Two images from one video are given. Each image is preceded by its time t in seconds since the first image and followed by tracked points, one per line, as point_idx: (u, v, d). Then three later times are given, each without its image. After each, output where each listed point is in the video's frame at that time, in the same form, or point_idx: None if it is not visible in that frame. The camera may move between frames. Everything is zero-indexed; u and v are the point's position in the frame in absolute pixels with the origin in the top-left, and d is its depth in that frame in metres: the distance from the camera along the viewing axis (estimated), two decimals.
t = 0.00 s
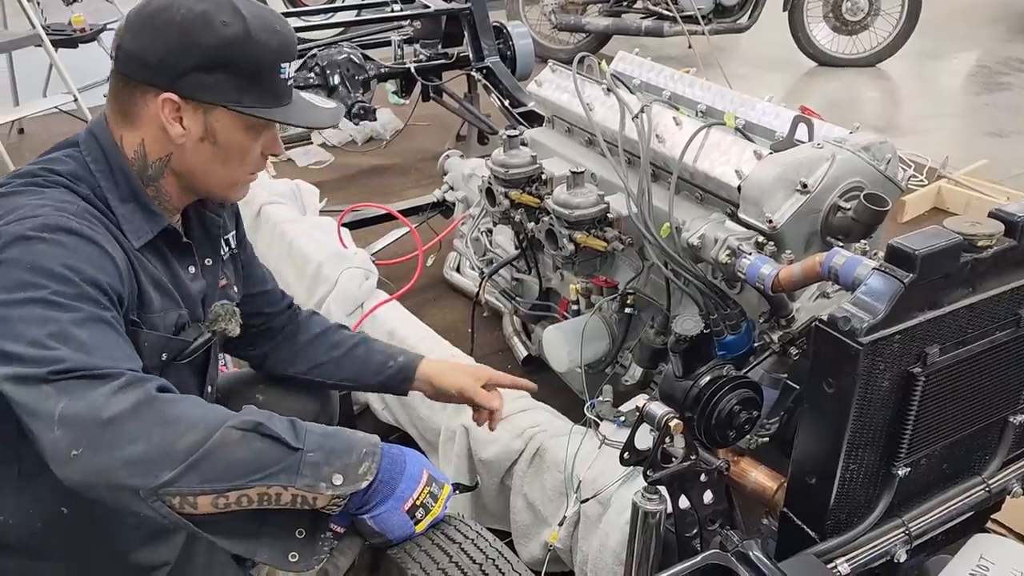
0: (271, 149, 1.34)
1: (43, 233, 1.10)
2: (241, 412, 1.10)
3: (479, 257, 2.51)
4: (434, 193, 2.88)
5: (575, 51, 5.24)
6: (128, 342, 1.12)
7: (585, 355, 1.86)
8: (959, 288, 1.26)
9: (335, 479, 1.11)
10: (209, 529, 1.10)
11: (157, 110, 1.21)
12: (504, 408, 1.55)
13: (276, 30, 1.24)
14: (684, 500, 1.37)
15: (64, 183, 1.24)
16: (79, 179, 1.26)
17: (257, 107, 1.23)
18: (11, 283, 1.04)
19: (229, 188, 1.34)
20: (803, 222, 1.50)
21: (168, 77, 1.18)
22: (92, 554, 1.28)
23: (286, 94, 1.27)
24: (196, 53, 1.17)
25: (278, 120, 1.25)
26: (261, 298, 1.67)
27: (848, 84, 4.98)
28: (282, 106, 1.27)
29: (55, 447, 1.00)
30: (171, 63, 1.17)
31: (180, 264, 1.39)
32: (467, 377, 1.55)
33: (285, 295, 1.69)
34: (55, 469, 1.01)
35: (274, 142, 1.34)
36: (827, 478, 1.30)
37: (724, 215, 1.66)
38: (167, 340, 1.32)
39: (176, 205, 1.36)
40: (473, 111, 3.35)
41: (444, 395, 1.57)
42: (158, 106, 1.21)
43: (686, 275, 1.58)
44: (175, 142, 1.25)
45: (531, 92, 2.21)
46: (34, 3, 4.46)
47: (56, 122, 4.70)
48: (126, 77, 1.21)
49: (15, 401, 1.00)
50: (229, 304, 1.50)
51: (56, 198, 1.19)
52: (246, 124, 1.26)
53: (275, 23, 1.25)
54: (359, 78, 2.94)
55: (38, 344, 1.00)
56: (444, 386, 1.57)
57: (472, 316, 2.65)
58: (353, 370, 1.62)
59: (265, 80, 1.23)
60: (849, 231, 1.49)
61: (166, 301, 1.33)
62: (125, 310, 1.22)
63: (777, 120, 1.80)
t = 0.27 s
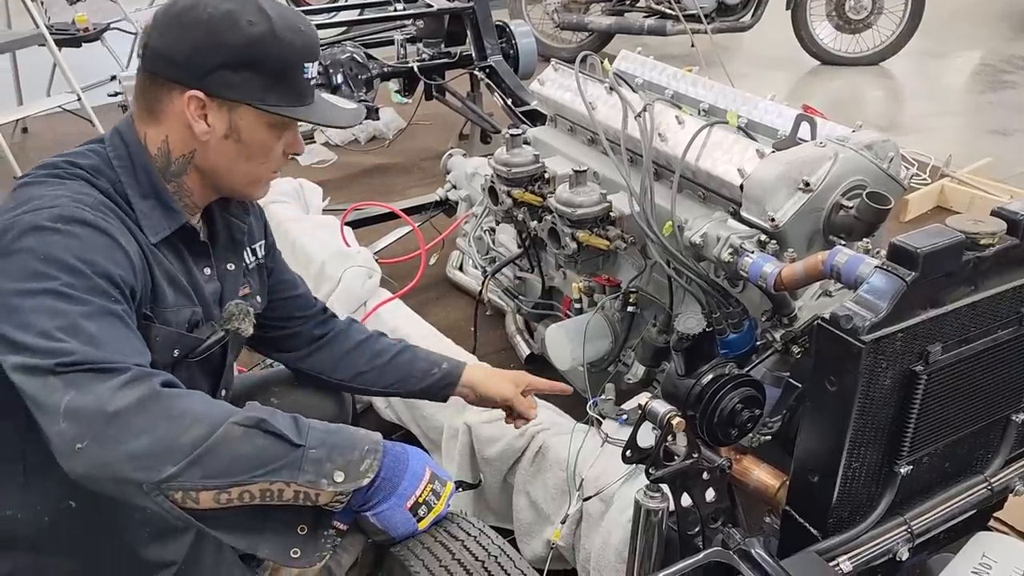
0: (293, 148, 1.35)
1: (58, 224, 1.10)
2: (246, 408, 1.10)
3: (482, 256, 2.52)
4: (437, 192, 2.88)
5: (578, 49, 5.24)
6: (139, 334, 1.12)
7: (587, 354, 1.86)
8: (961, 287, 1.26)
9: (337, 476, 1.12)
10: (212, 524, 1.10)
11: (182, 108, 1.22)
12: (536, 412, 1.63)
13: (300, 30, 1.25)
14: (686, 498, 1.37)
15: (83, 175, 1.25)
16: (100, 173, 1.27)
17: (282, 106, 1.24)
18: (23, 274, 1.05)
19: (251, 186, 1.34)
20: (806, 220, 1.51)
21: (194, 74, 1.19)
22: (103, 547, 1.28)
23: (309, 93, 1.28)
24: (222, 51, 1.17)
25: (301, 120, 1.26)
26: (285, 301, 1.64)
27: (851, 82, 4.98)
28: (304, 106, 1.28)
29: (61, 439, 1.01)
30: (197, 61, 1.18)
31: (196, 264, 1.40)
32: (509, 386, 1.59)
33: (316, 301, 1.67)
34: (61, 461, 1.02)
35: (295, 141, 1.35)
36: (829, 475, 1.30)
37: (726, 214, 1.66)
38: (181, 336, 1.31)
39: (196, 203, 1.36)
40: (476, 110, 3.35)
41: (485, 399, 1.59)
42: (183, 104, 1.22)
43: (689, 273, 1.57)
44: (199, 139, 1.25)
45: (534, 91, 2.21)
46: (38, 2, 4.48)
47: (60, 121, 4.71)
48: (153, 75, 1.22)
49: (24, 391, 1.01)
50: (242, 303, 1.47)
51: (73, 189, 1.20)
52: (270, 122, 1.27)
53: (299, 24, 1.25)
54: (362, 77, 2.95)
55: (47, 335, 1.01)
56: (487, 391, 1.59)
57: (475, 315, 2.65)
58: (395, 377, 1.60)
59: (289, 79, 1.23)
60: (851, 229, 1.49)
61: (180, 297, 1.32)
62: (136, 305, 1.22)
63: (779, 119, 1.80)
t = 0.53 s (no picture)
0: (319, 152, 1.35)
1: (74, 216, 1.11)
2: (247, 404, 1.11)
3: (484, 254, 2.52)
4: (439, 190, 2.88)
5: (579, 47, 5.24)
6: (149, 330, 1.12)
7: (588, 352, 1.87)
8: (961, 285, 1.26)
9: (338, 474, 1.12)
10: (213, 520, 1.10)
11: (208, 110, 1.23)
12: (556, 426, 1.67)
13: (327, 33, 1.26)
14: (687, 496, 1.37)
15: (106, 172, 1.26)
16: (124, 170, 1.29)
17: (308, 107, 1.24)
18: (37, 264, 1.06)
19: (276, 190, 1.35)
20: (806, 218, 1.51)
21: (220, 76, 1.19)
22: (107, 546, 1.27)
23: (335, 96, 1.28)
24: (249, 53, 1.18)
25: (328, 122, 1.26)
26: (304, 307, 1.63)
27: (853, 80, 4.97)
28: (331, 109, 1.28)
29: (64, 431, 1.01)
30: (224, 62, 1.19)
31: (215, 267, 1.38)
32: (535, 401, 1.62)
33: (342, 309, 1.67)
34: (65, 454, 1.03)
35: (321, 145, 1.35)
36: (830, 473, 1.30)
37: (728, 212, 1.66)
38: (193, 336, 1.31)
39: (221, 206, 1.37)
40: (478, 108, 3.35)
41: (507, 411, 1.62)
42: (209, 106, 1.22)
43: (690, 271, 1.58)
44: (224, 141, 1.26)
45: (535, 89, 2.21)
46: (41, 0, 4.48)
47: (62, 119, 4.72)
48: (181, 78, 1.23)
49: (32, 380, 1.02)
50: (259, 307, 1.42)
51: (93, 181, 1.21)
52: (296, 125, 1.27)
53: (325, 27, 1.26)
54: (364, 75, 2.96)
55: (56, 326, 1.02)
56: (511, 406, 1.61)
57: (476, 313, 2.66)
58: (423, 388, 1.61)
59: (314, 82, 1.23)
60: (852, 227, 1.49)
61: (195, 297, 1.32)
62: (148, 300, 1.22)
63: (781, 117, 1.80)
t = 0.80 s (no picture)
0: (333, 154, 1.35)
1: (86, 213, 1.11)
2: (248, 401, 1.11)
3: (484, 251, 2.52)
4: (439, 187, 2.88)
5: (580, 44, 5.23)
6: (153, 328, 1.12)
7: (589, 349, 1.87)
8: (961, 282, 1.26)
9: (339, 471, 1.12)
10: (213, 517, 1.10)
11: (223, 112, 1.23)
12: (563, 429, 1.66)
13: (340, 36, 1.26)
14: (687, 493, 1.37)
15: (119, 169, 1.26)
16: (137, 169, 1.28)
17: (321, 110, 1.24)
18: (46, 259, 1.06)
19: (290, 193, 1.35)
20: (806, 215, 1.51)
21: (234, 78, 1.20)
22: (110, 543, 1.27)
23: (348, 98, 1.28)
24: (263, 55, 1.18)
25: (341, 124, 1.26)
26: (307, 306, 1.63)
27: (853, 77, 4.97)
28: (344, 111, 1.28)
29: (65, 427, 1.01)
30: (238, 64, 1.19)
31: (226, 267, 1.38)
32: (540, 403, 1.62)
33: (351, 310, 1.67)
34: (64, 450, 1.03)
35: (335, 147, 1.35)
36: (830, 469, 1.30)
37: (727, 209, 1.66)
38: (201, 334, 1.30)
39: (235, 208, 1.37)
40: (479, 105, 3.35)
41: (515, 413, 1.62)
42: (223, 108, 1.23)
43: (689, 268, 1.57)
44: (238, 143, 1.26)
45: (535, 86, 2.21)
46: None
47: (63, 117, 4.72)
48: (195, 81, 1.23)
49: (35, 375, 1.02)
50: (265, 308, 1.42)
51: (105, 179, 1.21)
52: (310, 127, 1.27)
53: (338, 29, 1.26)
54: (365, 72, 2.95)
55: (62, 322, 1.02)
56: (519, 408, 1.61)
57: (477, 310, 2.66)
58: (431, 389, 1.61)
59: (327, 83, 1.23)
60: (852, 224, 1.49)
61: (204, 297, 1.31)
62: (156, 299, 1.22)
63: (781, 114, 1.80)
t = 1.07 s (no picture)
0: (331, 150, 1.35)
1: (83, 208, 1.11)
2: (247, 398, 1.11)
3: (484, 247, 2.52)
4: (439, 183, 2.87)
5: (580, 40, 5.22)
6: (151, 325, 1.12)
7: (588, 345, 1.87)
8: (962, 278, 1.25)
9: (338, 468, 1.12)
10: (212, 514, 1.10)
11: (220, 110, 1.22)
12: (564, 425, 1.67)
13: (336, 32, 1.25)
14: (687, 489, 1.37)
15: (117, 165, 1.26)
16: (135, 165, 1.28)
17: (319, 106, 1.24)
18: (44, 255, 1.06)
19: (289, 190, 1.34)
20: (806, 212, 1.50)
21: (231, 75, 1.19)
22: (108, 540, 1.26)
23: (345, 94, 1.28)
24: (260, 51, 1.18)
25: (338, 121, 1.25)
26: (305, 301, 1.63)
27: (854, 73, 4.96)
28: (341, 107, 1.27)
29: (64, 424, 1.01)
30: (235, 61, 1.18)
31: (226, 264, 1.37)
32: (542, 400, 1.62)
33: (352, 308, 1.67)
34: (63, 448, 1.03)
35: (333, 143, 1.34)
36: (830, 466, 1.30)
37: (727, 205, 1.65)
38: (200, 332, 1.29)
39: (233, 206, 1.36)
40: (479, 101, 3.34)
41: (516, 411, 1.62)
42: (221, 106, 1.22)
43: (689, 264, 1.57)
44: (236, 141, 1.25)
45: (535, 82, 2.20)
46: None
47: (62, 112, 4.71)
48: (192, 79, 1.23)
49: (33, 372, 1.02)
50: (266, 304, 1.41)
51: (103, 175, 1.20)
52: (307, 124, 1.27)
53: (335, 25, 1.26)
54: (364, 68, 2.95)
55: (61, 319, 1.02)
56: (520, 405, 1.61)
57: (476, 306, 2.65)
58: (431, 387, 1.61)
59: (324, 80, 1.23)
60: (852, 220, 1.49)
61: (204, 293, 1.30)
62: (154, 296, 1.22)
63: (781, 110, 1.80)
